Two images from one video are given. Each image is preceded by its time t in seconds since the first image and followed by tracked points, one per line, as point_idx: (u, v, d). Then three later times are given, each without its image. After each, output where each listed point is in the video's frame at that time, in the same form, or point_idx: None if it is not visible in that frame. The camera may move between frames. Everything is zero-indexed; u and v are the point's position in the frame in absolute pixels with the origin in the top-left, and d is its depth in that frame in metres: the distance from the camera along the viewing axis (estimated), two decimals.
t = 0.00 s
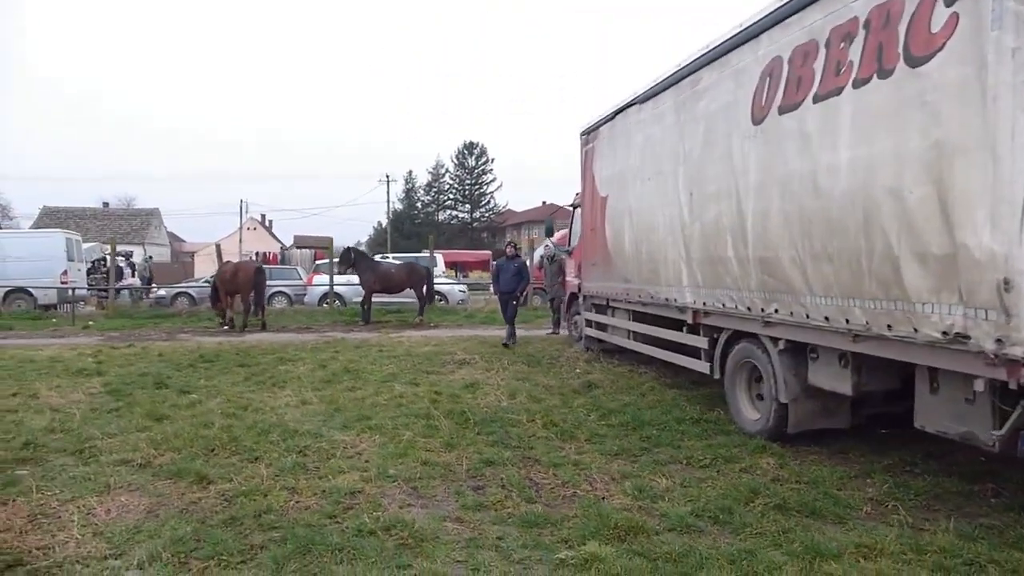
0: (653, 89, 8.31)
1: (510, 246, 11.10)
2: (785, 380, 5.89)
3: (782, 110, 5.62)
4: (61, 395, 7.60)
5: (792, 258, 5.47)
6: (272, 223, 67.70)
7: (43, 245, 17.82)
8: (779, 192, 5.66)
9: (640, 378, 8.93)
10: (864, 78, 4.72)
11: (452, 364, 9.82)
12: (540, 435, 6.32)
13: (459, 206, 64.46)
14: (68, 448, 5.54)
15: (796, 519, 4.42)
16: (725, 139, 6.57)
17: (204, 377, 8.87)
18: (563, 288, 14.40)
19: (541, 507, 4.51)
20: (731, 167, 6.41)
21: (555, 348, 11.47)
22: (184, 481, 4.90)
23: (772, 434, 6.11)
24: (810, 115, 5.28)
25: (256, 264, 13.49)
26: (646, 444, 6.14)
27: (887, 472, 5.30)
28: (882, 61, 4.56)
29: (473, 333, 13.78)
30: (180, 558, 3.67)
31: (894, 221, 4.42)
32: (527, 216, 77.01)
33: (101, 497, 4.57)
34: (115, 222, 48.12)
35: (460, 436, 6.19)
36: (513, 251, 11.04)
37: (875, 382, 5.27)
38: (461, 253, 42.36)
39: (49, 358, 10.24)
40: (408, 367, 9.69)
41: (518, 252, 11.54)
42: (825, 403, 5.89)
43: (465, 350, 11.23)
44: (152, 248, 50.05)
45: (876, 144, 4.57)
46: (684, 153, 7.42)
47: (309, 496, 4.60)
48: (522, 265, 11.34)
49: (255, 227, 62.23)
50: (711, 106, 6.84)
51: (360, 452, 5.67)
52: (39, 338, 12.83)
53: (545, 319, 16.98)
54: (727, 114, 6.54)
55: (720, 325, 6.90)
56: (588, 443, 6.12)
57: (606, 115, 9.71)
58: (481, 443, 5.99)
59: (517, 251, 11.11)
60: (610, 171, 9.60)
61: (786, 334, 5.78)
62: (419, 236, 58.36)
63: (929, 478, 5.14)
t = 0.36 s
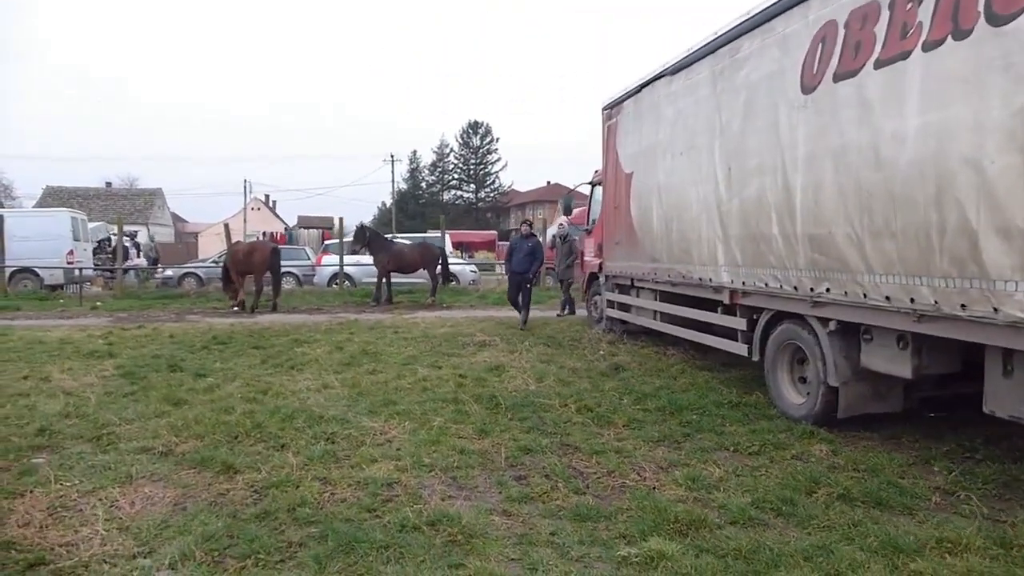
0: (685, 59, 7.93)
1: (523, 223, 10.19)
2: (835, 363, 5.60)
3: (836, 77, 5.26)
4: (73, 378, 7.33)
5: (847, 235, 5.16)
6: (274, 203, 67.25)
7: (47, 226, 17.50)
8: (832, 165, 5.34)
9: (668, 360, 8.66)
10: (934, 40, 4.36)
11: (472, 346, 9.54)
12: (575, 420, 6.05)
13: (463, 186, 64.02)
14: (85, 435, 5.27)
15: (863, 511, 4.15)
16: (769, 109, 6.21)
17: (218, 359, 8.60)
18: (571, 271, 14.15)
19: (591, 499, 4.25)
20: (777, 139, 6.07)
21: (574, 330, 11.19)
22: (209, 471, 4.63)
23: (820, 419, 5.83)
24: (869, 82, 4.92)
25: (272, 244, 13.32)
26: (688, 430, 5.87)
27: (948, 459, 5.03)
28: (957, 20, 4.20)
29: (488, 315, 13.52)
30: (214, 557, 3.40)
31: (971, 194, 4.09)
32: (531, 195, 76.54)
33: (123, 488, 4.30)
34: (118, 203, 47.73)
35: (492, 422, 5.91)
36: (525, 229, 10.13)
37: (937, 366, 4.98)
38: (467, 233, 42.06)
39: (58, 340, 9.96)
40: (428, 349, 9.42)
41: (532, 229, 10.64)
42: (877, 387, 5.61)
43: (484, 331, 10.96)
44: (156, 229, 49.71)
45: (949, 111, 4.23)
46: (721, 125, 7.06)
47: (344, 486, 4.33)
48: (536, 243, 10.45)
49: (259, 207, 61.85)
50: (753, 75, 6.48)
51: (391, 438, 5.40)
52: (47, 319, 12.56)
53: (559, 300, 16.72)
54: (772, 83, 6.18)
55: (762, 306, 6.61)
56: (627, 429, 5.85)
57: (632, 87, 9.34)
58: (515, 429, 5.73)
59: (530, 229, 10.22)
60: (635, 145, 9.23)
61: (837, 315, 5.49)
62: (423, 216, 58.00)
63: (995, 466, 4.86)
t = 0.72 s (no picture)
0: (728, 38, 7.55)
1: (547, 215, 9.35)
2: (903, 358, 5.27)
3: (907, 53, 4.90)
4: (97, 373, 7.11)
5: (920, 223, 4.82)
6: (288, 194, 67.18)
7: (65, 217, 17.36)
8: (902, 147, 4.99)
9: (707, 354, 8.35)
10: None
11: (502, 339, 9.25)
12: (622, 418, 5.76)
13: (478, 175, 63.71)
14: (112, 435, 5.03)
15: (953, 522, 3.83)
16: (828, 88, 5.84)
17: (243, 353, 8.37)
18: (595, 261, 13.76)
19: (654, 507, 3.96)
20: (837, 121, 5.72)
21: (605, 322, 10.89)
22: (245, 474, 4.38)
23: (883, 418, 5.51)
24: (947, 57, 4.56)
25: (296, 236, 13.21)
26: (742, 430, 5.56)
27: None
28: None
29: (513, 305, 13.25)
30: (258, 572, 3.13)
31: None
32: (545, 185, 76.08)
33: (156, 492, 4.05)
34: (133, 195, 47.77)
35: (536, 420, 5.63)
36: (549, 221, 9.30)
37: (1018, 363, 4.65)
38: (483, 223, 41.83)
39: (80, 333, 9.78)
40: (457, 341, 9.14)
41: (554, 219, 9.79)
42: (946, 385, 5.29)
43: (512, 323, 10.67)
44: (171, 221, 49.75)
45: None
46: (771, 107, 6.69)
47: (389, 492, 4.06)
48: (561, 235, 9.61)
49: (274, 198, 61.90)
50: (808, 53, 6.11)
51: (431, 437, 5.12)
52: (68, 312, 12.40)
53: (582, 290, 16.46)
54: (830, 60, 5.81)
55: (817, 297, 6.29)
56: (678, 429, 5.55)
57: (668, 69, 8.97)
58: (560, 428, 5.45)
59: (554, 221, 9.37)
60: (671, 130, 8.86)
61: (905, 308, 5.17)
62: (438, 206, 57.81)
63: None
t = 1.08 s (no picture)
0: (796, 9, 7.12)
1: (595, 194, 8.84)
2: (1002, 351, 4.89)
3: (1014, 18, 4.48)
4: (150, 361, 7.04)
5: None
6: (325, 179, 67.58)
7: (112, 204, 17.53)
8: (1006, 122, 4.58)
9: (770, 344, 7.98)
10: None
11: (553, 326, 8.99)
12: (691, 412, 5.48)
13: (514, 158, 63.31)
14: (169, 426, 4.90)
15: None
16: (916, 60, 5.42)
17: (293, 340, 8.25)
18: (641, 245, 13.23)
19: (744, 513, 3.68)
20: (927, 94, 5.31)
21: (656, 309, 10.57)
22: (306, 471, 4.19)
23: (976, 414, 5.14)
24: None
25: (340, 222, 13.22)
26: (821, 426, 5.24)
27: None
28: None
29: (559, 291, 12.99)
30: None
31: None
32: (581, 169, 75.33)
33: (218, 488, 3.89)
34: (175, 181, 48.49)
35: (602, 414, 5.36)
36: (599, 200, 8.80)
37: None
38: (520, 207, 41.59)
39: (129, 319, 9.78)
40: (507, 329, 8.90)
41: (602, 201, 9.27)
42: None
43: (561, 310, 10.41)
44: (212, 207, 50.42)
45: None
46: (848, 82, 6.27)
47: (459, 491, 3.85)
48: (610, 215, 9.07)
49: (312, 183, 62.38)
50: (892, 22, 5.68)
51: (496, 432, 4.90)
52: (117, 297, 12.48)
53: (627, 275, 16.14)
54: (919, 29, 5.39)
55: (898, 285, 5.91)
56: (752, 424, 5.25)
57: (728, 44, 8.55)
58: (627, 423, 5.19)
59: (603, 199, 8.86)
60: (731, 108, 8.45)
61: (1006, 296, 4.78)
62: (474, 190, 57.66)
63: None
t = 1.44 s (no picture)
0: None
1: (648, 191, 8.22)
2: None
3: None
4: (194, 362, 6.94)
5: None
6: (359, 176, 68.01)
7: (153, 202, 17.68)
8: None
9: (830, 345, 7.60)
10: None
11: (600, 327, 8.70)
12: (757, 420, 5.18)
13: (547, 153, 62.98)
14: (216, 433, 4.75)
15: None
16: (1005, 44, 5.02)
17: (335, 340, 8.11)
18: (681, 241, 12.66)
19: (834, 536, 3.39)
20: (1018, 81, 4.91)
21: (704, 308, 10.24)
22: (360, 483, 4.00)
23: None
24: None
25: (379, 220, 13.15)
26: (900, 436, 4.90)
27: None
28: None
29: (601, 289, 12.70)
30: None
31: None
32: (613, 164, 74.74)
33: (271, 502, 3.71)
34: (212, 178, 49.13)
35: (664, 422, 5.08)
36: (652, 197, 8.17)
37: None
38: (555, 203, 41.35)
39: (172, 318, 9.74)
40: (553, 329, 8.64)
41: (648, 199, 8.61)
42: None
43: (605, 309, 10.12)
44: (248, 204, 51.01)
45: None
46: (923, 70, 5.87)
47: (524, 508, 3.62)
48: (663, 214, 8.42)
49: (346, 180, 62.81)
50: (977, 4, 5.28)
51: (554, 442, 4.66)
52: (158, 295, 12.51)
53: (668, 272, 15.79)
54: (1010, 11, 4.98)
55: (980, 285, 5.53)
56: (825, 434, 4.94)
57: (782, 32, 8.15)
58: (692, 433, 4.91)
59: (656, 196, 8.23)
60: (786, 100, 8.04)
61: None
62: (507, 185, 57.53)
63: None
